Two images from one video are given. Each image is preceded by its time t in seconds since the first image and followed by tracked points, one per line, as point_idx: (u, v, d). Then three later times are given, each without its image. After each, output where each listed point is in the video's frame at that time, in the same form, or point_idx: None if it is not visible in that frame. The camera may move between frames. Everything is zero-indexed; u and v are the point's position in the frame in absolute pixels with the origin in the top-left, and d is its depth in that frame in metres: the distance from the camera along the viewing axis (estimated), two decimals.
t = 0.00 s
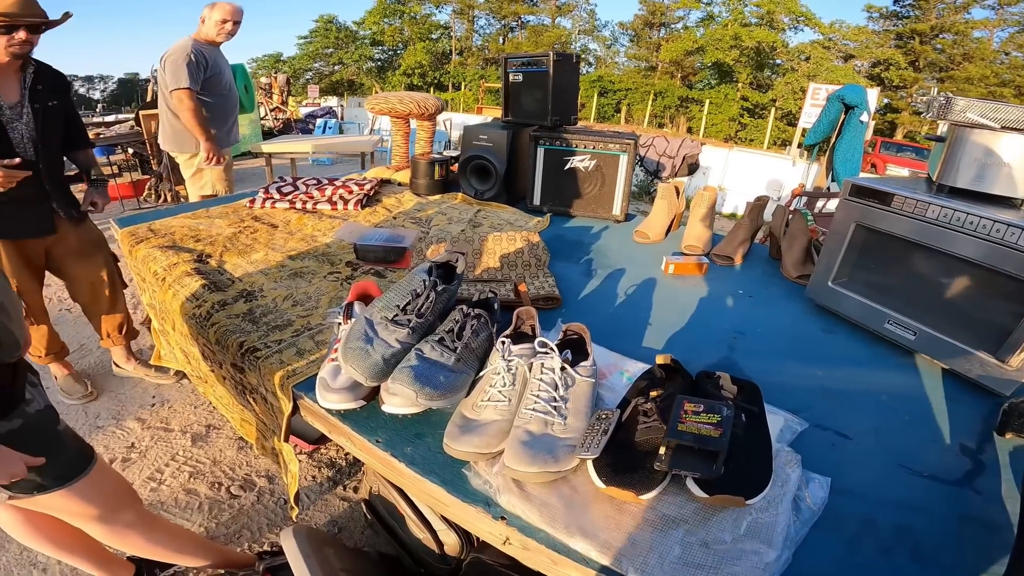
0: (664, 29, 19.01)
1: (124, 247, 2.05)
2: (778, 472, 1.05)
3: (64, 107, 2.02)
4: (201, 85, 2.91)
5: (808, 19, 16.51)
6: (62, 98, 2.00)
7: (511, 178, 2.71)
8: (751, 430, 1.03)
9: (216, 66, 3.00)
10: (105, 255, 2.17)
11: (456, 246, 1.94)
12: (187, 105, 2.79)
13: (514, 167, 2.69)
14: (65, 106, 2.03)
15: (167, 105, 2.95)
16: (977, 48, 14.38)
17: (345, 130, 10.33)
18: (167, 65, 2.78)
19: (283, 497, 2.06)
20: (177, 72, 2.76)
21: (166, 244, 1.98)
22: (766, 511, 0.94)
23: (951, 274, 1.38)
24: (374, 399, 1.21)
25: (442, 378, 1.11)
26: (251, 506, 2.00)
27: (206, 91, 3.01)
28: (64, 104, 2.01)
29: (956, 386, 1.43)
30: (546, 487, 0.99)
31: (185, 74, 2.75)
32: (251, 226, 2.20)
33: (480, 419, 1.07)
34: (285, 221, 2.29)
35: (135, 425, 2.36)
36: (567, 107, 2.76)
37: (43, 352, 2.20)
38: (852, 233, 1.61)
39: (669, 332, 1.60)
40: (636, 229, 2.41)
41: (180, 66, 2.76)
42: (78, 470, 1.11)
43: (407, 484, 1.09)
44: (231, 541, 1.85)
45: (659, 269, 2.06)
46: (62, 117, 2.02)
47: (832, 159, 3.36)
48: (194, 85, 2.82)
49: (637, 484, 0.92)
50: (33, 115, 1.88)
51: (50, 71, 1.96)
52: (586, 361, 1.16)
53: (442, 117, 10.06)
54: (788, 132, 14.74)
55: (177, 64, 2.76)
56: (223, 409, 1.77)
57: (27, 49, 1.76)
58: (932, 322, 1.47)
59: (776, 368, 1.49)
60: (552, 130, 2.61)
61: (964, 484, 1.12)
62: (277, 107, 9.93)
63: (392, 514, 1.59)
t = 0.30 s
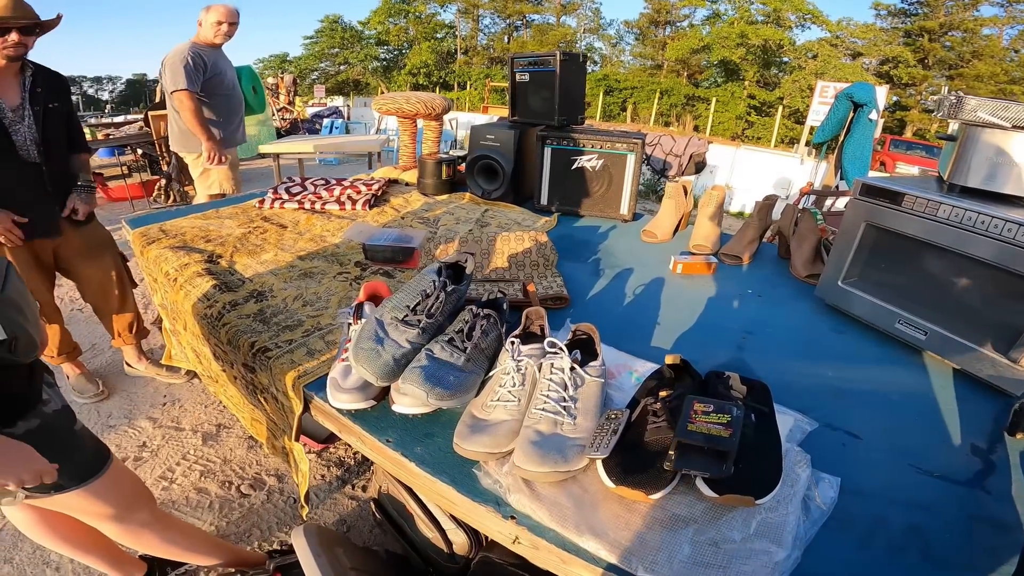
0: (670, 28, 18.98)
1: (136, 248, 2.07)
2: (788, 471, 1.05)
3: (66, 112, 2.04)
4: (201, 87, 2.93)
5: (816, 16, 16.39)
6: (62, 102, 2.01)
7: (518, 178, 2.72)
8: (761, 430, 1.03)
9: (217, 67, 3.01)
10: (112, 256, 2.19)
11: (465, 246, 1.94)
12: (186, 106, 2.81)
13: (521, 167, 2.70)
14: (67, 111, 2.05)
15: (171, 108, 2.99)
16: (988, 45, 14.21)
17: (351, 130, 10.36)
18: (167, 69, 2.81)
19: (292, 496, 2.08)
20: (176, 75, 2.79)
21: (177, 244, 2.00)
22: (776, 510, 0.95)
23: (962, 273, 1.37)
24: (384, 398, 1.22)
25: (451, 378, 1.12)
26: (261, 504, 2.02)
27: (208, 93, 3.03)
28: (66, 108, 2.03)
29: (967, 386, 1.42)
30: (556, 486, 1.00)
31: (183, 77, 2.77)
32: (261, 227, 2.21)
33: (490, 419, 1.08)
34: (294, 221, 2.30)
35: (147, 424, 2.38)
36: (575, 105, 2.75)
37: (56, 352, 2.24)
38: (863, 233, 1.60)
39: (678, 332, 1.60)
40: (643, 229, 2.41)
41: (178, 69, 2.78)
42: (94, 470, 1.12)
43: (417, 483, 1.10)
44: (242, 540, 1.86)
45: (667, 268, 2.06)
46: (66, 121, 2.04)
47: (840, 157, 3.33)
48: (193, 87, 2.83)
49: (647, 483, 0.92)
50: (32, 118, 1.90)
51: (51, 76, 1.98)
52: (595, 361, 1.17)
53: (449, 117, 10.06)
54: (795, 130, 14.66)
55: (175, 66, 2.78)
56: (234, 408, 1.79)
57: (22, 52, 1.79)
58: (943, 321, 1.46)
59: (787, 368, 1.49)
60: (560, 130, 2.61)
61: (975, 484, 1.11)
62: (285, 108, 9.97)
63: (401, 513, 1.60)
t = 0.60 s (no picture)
0: (668, 28, 19.02)
1: (140, 254, 2.08)
2: (798, 472, 1.04)
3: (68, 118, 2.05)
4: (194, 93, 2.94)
5: (814, 15, 16.40)
6: (65, 108, 2.02)
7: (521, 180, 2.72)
8: (770, 432, 1.03)
9: (208, 72, 3.02)
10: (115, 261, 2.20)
11: (470, 249, 1.95)
12: (177, 112, 2.83)
13: (524, 169, 2.70)
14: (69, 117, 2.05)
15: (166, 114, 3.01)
16: (986, 42, 14.21)
17: (351, 133, 10.37)
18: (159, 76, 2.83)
19: (299, 500, 2.08)
20: (167, 82, 2.81)
21: (181, 250, 2.01)
22: (787, 511, 0.94)
23: (968, 272, 1.37)
24: (393, 403, 1.23)
25: (460, 383, 1.12)
26: (268, 509, 2.02)
27: (201, 98, 3.05)
28: (67, 115, 2.04)
29: (975, 385, 1.42)
30: (566, 489, 1.00)
31: (175, 82, 2.79)
32: (264, 232, 2.21)
33: (499, 423, 1.08)
34: (297, 226, 2.30)
35: (153, 429, 2.38)
36: (578, 107, 2.75)
37: (62, 358, 2.23)
38: (867, 233, 1.60)
39: (684, 334, 1.60)
40: (646, 231, 2.41)
41: (170, 76, 2.81)
42: (107, 474, 1.11)
43: (427, 487, 1.10)
44: (249, 544, 1.86)
45: (671, 270, 2.06)
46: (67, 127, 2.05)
47: (842, 156, 3.33)
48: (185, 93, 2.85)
49: (657, 485, 0.92)
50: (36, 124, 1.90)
51: (53, 82, 1.99)
52: (603, 364, 1.17)
53: (449, 119, 10.05)
54: (795, 129, 14.67)
55: (166, 73, 2.80)
56: (240, 413, 1.79)
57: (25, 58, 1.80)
58: (949, 320, 1.46)
59: (793, 368, 1.49)
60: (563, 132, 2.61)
61: (985, 483, 1.11)
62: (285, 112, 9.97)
63: (408, 517, 1.60)
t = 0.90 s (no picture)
0: (657, 31, 19.16)
1: (129, 264, 2.06)
2: (792, 474, 1.05)
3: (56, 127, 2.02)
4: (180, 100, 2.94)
5: (800, 16, 16.56)
6: (53, 117, 2.00)
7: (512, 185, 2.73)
8: (763, 434, 1.03)
9: (192, 80, 3.02)
10: (105, 274, 2.19)
11: (462, 256, 1.95)
12: (164, 117, 2.81)
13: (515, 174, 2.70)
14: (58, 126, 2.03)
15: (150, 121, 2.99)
16: (968, 42, 14.41)
17: (342, 139, 10.35)
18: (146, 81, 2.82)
19: (295, 508, 2.06)
20: (154, 87, 2.79)
21: (171, 259, 1.99)
22: (781, 513, 0.95)
23: (956, 271, 1.38)
24: (386, 411, 1.22)
25: (453, 391, 1.12)
26: (265, 517, 2.01)
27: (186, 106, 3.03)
28: (56, 123, 2.02)
29: (965, 384, 1.43)
30: (560, 495, 1.00)
31: (162, 89, 2.78)
32: (255, 240, 2.20)
33: (492, 430, 1.08)
34: (288, 234, 2.29)
35: (146, 438, 2.36)
36: (568, 111, 2.76)
37: (52, 370, 2.18)
38: (855, 233, 1.61)
39: (676, 337, 1.61)
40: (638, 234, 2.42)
41: (157, 82, 2.80)
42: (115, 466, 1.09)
43: (423, 495, 1.10)
44: (246, 553, 1.85)
45: (663, 273, 2.07)
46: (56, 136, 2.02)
47: (829, 157, 3.36)
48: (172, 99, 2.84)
49: (651, 490, 0.92)
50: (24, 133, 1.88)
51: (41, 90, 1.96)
52: (595, 370, 1.17)
53: (440, 124, 10.09)
54: (784, 130, 14.80)
55: (154, 78, 2.79)
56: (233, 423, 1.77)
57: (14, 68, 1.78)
58: (938, 320, 1.47)
59: (786, 369, 1.50)
60: (554, 136, 2.62)
61: (978, 482, 1.12)
62: (275, 118, 9.93)
63: (405, 523, 1.60)
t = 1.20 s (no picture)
0: (642, 32, 19.31)
1: (114, 274, 2.03)
2: (787, 471, 1.05)
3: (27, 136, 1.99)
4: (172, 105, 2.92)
5: (781, 17, 16.77)
6: (23, 125, 1.96)
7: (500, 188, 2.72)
8: (757, 432, 1.03)
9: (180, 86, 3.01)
10: (82, 287, 2.15)
11: (451, 260, 1.94)
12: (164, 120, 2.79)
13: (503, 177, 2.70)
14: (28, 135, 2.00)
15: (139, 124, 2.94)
16: (944, 40, 14.69)
17: (328, 144, 10.28)
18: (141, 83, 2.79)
19: (291, 516, 2.04)
20: (150, 90, 2.77)
21: (156, 269, 1.97)
22: (778, 511, 0.95)
23: (942, 266, 1.40)
24: (379, 417, 1.21)
25: (446, 396, 1.11)
26: (260, 525, 1.98)
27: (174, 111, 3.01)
28: (26, 132, 1.98)
29: (955, 377, 1.45)
30: (557, 497, 1.00)
31: (163, 91, 2.77)
32: (242, 248, 2.18)
33: (487, 434, 1.07)
34: (275, 241, 2.27)
35: (137, 449, 2.32)
36: (554, 112, 2.77)
37: (41, 383, 2.16)
38: (841, 230, 1.63)
39: (668, 336, 1.61)
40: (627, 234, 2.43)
41: (156, 84, 2.78)
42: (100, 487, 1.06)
43: (419, 501, 1.09)
44: (242, 562, 1.82)
45: (653, 273, 2.07)
46: (27, 145, 1.99)
47: (813, 155, 3.39)
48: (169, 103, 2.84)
49: (648, 490, 0.92)
50: None
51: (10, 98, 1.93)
52: (588, 371, 1.17)
53: (427, 127, 10.06)
54: (768, 129, 14.98)
55: (150, 81, 2.76)
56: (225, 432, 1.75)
57: None
58: (925, 315, 1.49)
59: (776, 366, 1.51)
60: (540, 139, 2.63)
61: (971, 475, 1.13)
62: (260, 124, 9.85)
63: (402, 529, 1.58)
